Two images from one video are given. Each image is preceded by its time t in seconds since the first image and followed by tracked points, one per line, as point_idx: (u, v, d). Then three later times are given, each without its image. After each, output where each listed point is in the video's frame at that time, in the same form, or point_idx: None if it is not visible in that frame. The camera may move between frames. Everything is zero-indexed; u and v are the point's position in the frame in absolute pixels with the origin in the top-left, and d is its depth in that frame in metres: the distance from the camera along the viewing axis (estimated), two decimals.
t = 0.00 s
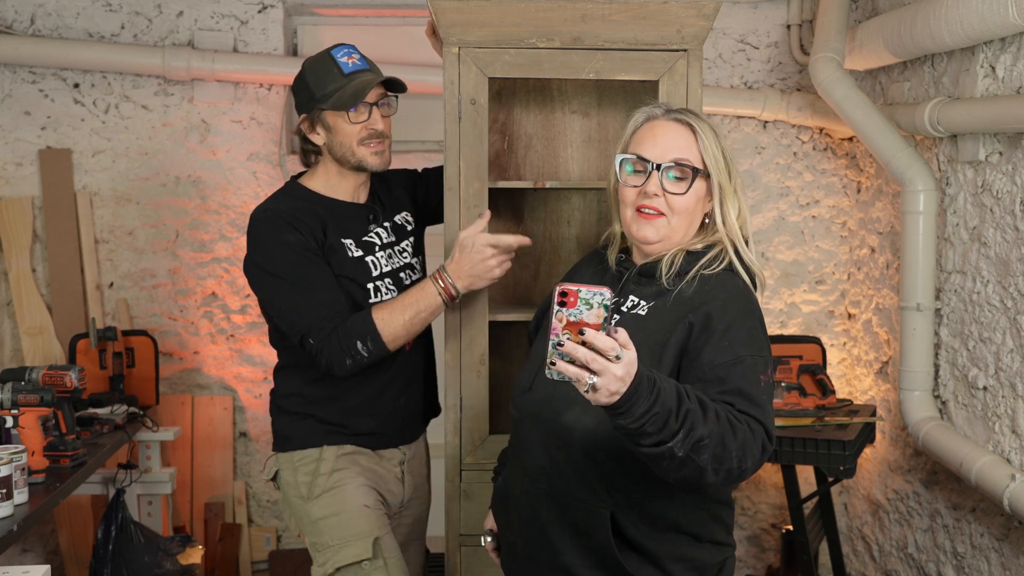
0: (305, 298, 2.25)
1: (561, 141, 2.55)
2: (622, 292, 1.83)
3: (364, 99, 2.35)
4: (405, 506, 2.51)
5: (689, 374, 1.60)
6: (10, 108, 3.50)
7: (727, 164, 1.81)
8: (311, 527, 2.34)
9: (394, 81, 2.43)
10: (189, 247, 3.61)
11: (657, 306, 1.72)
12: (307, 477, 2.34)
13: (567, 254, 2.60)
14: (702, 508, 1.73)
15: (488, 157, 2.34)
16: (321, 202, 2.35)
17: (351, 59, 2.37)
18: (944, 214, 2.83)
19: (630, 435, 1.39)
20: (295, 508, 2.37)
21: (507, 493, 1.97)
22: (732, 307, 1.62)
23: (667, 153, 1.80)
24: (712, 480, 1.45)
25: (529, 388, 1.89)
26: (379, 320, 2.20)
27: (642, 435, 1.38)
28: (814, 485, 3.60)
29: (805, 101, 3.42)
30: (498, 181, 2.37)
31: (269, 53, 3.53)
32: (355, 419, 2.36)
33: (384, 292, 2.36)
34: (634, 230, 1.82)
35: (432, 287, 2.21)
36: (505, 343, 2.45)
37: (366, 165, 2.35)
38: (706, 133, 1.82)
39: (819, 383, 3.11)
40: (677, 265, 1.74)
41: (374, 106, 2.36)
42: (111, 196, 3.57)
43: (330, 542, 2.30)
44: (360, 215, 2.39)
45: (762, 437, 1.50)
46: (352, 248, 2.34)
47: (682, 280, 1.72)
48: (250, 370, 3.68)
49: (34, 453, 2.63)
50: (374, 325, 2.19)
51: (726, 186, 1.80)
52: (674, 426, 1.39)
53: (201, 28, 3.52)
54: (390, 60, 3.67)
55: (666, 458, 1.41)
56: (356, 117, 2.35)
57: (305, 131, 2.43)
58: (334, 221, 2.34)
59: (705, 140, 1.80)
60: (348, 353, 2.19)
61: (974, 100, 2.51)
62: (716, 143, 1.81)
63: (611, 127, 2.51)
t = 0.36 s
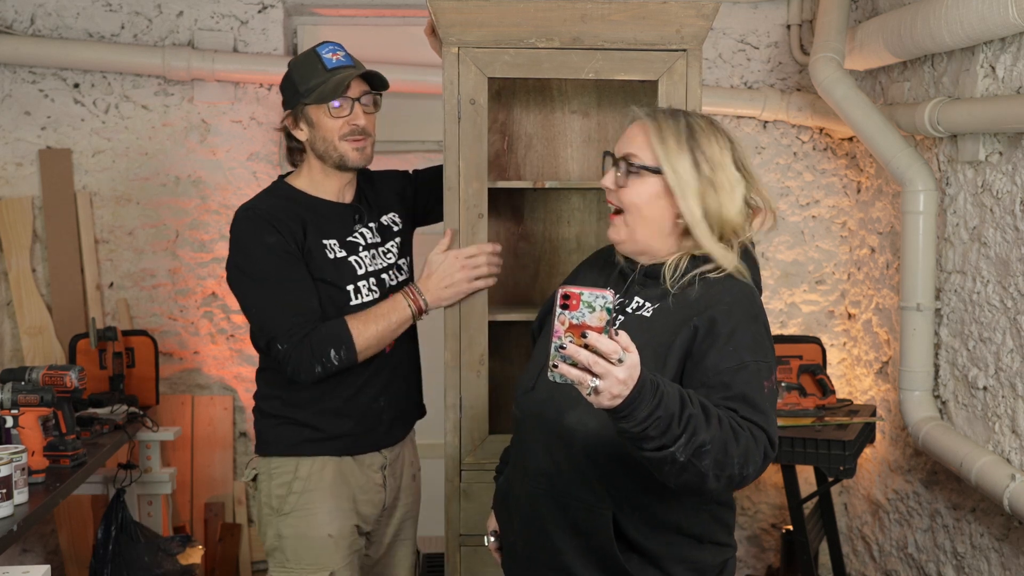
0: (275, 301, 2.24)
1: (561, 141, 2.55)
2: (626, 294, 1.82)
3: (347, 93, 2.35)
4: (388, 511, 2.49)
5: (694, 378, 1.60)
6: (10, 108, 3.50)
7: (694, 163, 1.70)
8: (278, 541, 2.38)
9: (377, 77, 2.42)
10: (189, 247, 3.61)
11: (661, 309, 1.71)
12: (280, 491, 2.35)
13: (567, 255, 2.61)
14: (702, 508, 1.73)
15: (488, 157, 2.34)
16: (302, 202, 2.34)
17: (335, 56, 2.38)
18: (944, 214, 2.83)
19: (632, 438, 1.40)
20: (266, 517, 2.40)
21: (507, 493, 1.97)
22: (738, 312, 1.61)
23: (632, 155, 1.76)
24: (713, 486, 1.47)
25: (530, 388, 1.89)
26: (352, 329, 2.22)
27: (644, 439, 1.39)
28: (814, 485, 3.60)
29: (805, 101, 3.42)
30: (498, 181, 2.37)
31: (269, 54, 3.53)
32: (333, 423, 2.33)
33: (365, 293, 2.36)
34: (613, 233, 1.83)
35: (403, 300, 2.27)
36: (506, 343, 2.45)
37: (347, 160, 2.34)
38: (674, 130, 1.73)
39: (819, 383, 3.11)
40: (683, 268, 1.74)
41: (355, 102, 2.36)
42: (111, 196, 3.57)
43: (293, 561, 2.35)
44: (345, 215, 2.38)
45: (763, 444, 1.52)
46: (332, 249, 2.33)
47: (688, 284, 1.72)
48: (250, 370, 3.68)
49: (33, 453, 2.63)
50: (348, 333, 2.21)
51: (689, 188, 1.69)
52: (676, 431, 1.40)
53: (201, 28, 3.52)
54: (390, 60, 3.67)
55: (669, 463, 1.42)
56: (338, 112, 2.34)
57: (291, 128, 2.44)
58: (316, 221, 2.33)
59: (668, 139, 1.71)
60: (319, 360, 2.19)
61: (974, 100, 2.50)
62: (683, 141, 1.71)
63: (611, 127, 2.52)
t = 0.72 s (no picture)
0: (227, 305, 2.21)
1: (561, 141, 2.55)
2: (630, 295, 1.82)
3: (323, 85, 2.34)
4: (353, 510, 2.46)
5: (701, 387, 1.60)
6: (9, 108, 3.49)
7: (653, 166, 1.71)
8: (236, 538, 2.39)
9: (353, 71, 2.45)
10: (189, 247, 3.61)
11: (661, 315, 1.71)
12: (240, 492, 2.35)
13: (567, 255, 2.62)
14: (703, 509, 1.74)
15: (488, 158, 2.34)
16: (262, 202, 2.31)
17: (305, 52, 2.41)
18: (944, 214, 2.83)
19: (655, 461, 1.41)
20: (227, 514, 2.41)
21: (508, 493, 1.97)
22: (742, 324, 1.60)
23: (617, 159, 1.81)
24: (732, 503, 1.49)
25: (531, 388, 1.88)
26: (305, 346, 2.18)
27: (667, 462, 1.40)
28: (814, 485, 3.60)
29: (805, 101, 3.42)
30: (498, 181, 2.37)
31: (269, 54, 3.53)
32: (292, 428, 2.31)
33: (324, 294, 2.33)
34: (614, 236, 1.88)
35: (359, 318, 2.19)
36: (507, 343, 2.45)
37: (327, 153, 2.34)
38: (645, 133, 1.73)
39: (819, 383, 3.11)
40: (683, 274, 1.68)
41: (332, 95, 2.36)
42: (111, 196, 3.57)
43: (249, 560, 2.36)
44: (308, 215, 2.35)
45: (779, 457, 1.53)
46: (293, 250, 2.30)
47: (692, 293, 1.68)
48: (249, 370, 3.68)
49: (33, 454, 2.63)
50: (295, 344, 2.17)
51: (646, 192, 1.71)
52: (698, 452, 1.41)
53: (200, 28, 3.52)
54: (390, 60, 3.66)
55: (688, 483, 1.44)
56: (315, 105, 2.34)
57: (262, 126, 2.39)
58: (275, 222, 2.30)
59: (632, 143, 1.73)
60: (263, 368, 2.17)
61: (974, 100, 2.50)
62: (648, 144, 1.71)
63: (611, 127, 2.52)
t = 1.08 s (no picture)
0: (177, 318, 2.24)
1: (561, 141, 2.56)
2: (631, 296, 1.82)
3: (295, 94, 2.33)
4: (319, 500, 2.49)
5: (703, 388, 1.60)
6: (9, 108, 3.50)
7: (649, 167, 1.68)
8: (203, 530, 2.44)
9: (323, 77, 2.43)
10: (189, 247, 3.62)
11: (661, 315, 1.70)
12: (205, 486, 2.40)
13: (566, 254, 2.62)
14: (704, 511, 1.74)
15: (488, 158, 2.34)
16: (223, 212, 2.31)
17: (274, 57, 2.38)
18: (944, 214, 2.83)
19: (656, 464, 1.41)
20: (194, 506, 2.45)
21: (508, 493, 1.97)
22: (743, 323, 1.60)
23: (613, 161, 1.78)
24: (735, 504, 1.49)
25: (534, 388, 1.88)
26: (243, 381, 2.22)
27: (669, 465, 1.40)
28: (814, 485, 3.60)
29: (805, 101, 3.42)
30: (497, 181, 2.37)
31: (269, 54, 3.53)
32: (248, 430, 2.36)
33: (282, 304, 2.34)
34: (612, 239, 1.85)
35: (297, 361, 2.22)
36: (508, 343, 2.45)
37: (296, 163, 2.34)
38: (639, 134, 1.71)
39: (819, 383, 3.11)
40: (682, 272, 1.68)
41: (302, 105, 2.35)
42: (112, 196, 3.57)
43: (214, 551, 2.41)
44: (272, 222, 2.36)
45: (782, 456, 1.53)
46: (254, 260, 2.32)
47: (693, 289, 1.68)
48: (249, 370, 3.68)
49: (33, 454, 2.63)
50: (228, 372, 2.21)
51: (643, 194, 1.68)
52: (699, 454, 1.41)
53: (200, 28, 3.52)
54: (390, 60, 3.67)
55: (690, 485, 1.44)
56: (285, 114, 2.32)
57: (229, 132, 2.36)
58: (236, 233, 2.31)
59: (627, 144, 1.70)
60: (195, 387, 2.22)
61: (974, 100, 2.50)
62: (642, 145, 1.69)
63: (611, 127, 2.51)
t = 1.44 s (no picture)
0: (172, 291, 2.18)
1: (560, 141, 2.56)
2: (626, 297, 1.82)
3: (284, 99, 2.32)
4: (310, 497, 2.50)
5: (698, 389, 1.60)
6: (10, 108, 3.50)
7: (638, 171, 1.68)
8: (194, 523, 2.45)
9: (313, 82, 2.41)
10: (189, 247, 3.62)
11: (656, 317, 1.70)
12: (196, 479, 2.41)
13: (567, 254, 2.62)
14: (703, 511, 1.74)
15: (488, 159, 2.34)
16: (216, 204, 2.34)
17: (267, 62, 2.36)
18: (944, 214, 2.83)
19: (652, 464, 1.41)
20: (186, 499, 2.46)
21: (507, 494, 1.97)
22: (738, 324, 1.60)
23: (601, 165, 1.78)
24: (730, 505, 1.49)
25: (530, 390, 1.87)
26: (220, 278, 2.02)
27: (664, 465, 1.40)
28: (814, 485, 3.60)
29: (805, 101, 3.42)
30: (497, 181, 2.37)
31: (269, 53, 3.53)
32: (240, 422, 2.36)
33: (267, 296, 2.35)
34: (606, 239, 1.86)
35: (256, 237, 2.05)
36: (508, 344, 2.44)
37: (281, 165, 2.35)
38: (628, 137, 1.71)
39: (819, 383, 3.11)
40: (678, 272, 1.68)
41: (291, 109, 2.34)
42: (112, 196, 3.57)
43: (204, 545, 2.42)
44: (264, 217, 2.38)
45: (777, 457, 1.53)
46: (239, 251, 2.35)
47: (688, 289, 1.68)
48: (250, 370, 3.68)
49: (33, 454, 2.63)
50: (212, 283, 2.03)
51: (634, 197, 1.68)
52: (695, 455, 1.41)
53: (200, 28, 3.52)
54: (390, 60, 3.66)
55: (686, 485, 1.44)
56: (274, 118, 2.32)
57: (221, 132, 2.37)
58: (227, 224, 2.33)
59: (616, 148, 1.70)
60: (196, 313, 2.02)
61: (974, 100, 2.50)
62: (631, 148, 1.69)
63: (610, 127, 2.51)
